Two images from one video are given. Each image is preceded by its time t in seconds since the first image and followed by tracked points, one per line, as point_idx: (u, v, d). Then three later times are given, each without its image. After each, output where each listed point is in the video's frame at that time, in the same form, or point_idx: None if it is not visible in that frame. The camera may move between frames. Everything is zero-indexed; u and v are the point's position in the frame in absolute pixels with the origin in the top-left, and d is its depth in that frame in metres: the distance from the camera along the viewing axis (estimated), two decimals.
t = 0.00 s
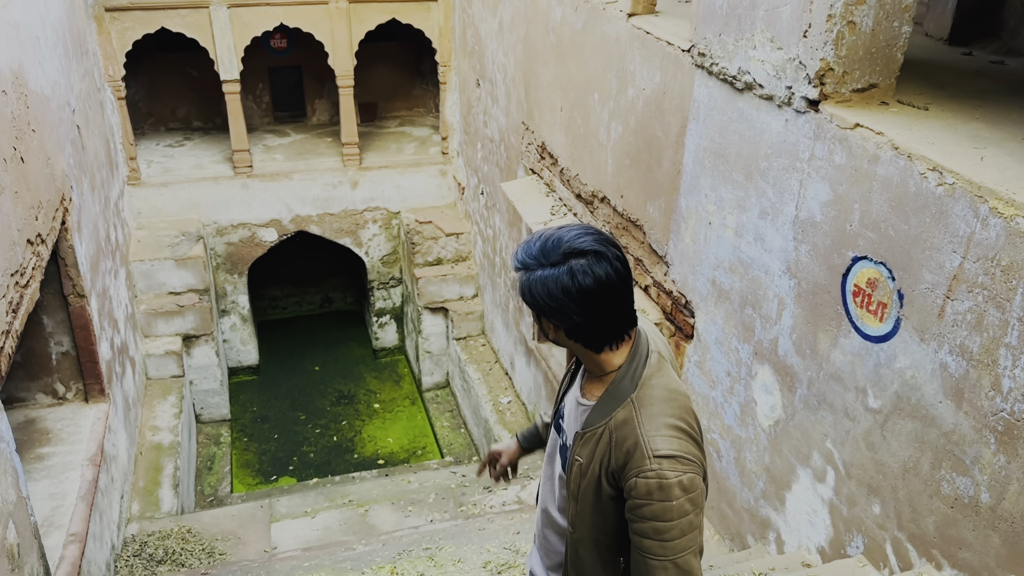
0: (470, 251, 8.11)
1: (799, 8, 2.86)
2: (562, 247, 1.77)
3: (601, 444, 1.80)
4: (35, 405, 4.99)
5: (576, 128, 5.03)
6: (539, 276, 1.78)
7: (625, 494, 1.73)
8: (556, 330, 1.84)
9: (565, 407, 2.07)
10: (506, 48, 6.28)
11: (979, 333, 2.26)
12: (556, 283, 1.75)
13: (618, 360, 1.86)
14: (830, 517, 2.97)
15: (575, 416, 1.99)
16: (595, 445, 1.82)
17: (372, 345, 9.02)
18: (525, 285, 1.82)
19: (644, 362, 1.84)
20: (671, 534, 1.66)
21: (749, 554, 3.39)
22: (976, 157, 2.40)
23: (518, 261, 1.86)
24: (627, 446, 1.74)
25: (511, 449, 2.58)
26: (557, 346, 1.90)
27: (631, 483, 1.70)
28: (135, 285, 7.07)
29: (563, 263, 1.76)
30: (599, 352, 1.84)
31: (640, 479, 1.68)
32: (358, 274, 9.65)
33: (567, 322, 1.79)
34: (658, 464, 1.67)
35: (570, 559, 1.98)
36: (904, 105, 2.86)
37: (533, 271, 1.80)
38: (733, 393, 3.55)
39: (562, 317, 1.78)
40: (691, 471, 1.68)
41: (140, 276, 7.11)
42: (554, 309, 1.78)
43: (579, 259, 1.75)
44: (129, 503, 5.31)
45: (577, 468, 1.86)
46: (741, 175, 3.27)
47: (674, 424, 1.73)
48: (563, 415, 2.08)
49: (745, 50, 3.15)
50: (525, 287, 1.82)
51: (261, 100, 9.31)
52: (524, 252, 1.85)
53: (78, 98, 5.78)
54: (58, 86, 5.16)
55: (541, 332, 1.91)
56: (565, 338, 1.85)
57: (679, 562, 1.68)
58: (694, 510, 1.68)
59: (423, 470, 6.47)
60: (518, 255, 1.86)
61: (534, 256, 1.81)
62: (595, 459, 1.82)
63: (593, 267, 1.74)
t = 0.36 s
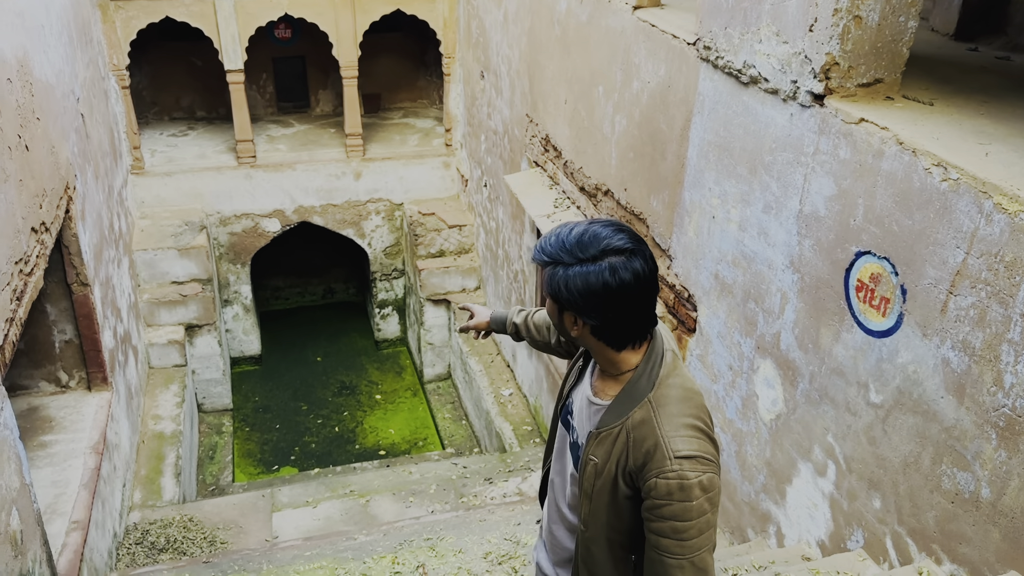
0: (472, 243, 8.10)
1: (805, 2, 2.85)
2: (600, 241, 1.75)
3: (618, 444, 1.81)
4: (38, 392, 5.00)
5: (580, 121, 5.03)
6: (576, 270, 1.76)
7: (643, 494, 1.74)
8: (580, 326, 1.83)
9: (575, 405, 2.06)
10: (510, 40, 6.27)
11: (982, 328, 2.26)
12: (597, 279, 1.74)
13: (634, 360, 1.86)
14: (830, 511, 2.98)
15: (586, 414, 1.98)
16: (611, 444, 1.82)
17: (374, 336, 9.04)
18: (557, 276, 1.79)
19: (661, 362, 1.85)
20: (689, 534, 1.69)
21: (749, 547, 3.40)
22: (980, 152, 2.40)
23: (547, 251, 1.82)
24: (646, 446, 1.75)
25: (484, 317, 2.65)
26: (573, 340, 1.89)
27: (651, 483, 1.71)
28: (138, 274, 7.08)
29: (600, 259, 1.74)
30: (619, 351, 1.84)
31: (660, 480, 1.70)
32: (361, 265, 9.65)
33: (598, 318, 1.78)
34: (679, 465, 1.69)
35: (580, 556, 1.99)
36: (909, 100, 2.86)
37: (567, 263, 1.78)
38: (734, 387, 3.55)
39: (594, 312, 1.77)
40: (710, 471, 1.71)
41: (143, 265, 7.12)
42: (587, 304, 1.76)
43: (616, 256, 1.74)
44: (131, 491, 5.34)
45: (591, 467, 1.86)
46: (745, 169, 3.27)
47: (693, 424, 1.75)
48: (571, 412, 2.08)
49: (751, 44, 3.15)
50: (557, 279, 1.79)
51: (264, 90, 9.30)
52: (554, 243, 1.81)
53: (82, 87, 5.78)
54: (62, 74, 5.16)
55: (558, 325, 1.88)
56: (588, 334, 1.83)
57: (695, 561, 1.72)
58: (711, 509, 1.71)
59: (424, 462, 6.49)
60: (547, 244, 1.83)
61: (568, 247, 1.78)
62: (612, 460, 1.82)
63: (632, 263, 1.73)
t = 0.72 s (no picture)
0: (476, 235, 8.10)
1: None
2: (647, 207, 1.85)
3: (643, 428, 1.79)
4: (43, 381, 5.03)
5: (585, 114, 5.02)
6: (664, 230, 1.82)
7: (672, 474, 1.74)
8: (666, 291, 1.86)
9: (581, 399, 2.02)
10: (515, 33, 6.26)
11: (985, 324, 2.26)
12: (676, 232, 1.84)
13: (652, 344, 1.87)
14: (831, 505, 2.99)
15: (598, 406, 1.95)
16: (635, 430, 1.80)
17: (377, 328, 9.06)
18: (654, 246, 1.80)
19: (675, 345, 1.87)
20: (720, 510, 1.71)
21: (749, 541, 3.41)
22: (985, 149, 2.40)
23: (628, 232, 1.79)
24: (673, 427, 1.74)
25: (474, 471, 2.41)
26: (658, 316, 1.87)
27: (682, 462, 1.71)
28: (142, 264, 7.10)
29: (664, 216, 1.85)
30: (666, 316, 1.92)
31: (692, 457, 1.70)
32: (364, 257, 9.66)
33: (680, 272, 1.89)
34: (710, 441, 1.70)
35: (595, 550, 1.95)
36: (915, 96, 2.86)
37: (655, 229, 1.81)
38: (736, 381, 3.56)
39: (678, 266, 1.86)
40: (736, 446, 1.73)
41: (147, 255, 7.15)
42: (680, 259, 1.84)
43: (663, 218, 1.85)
44: (134, 480, 5.36)
45: (612, 455, 1.84)
46: (749, 164, 3.27)
47: (716, 401, 1.77)
48: (576, 407, 2.03)
49: (757, 38, 3.14)
50: (656, 248, 1.80)
51: (269, 81, 9.30)
52: (626, 223, 1.80)
53: (88, 76, 5.78)
54: (68, 64, 5.16)
55: (649, 310, 1.83)
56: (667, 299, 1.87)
57: (723, 538, 1.73)
58: (738, 484, 1.73)
59: (426, 453, 6.52)
60: (622, 228, 1.79)
61: (638, 221, 1.80)
62: (636, 444, 1.80)
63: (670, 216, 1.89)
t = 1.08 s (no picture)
0: (478, 229, 8.09)
1: None
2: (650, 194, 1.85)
3: (670, 419, 1.79)
4: (45, 372, 5.04)
5: (588, 109, 5.01)
6: (674, 215, 1.82)
7: (705, 460, 1.74)
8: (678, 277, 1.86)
9: (589, 398, 1.98)
10: (519, 26, 6.24)
11: (988, 321, 2.26)
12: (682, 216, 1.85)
13: (664, 333, 1.87)
14: (831, 501, 2.99)
15: (612, 402, 1.91)
16: (662, 421, 1.79)
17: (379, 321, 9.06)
18: (668, 232, 1.80)
19: (687, 334, 1.88)
20: (753, 490, 1.73)
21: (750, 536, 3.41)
22: (990, 145, 2.39)
23: (642, 220, 1.78)
24: (703, 413, 1.75)
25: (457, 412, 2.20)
26: (672, 303, 1.87)
27: (715, 446, 1.72)
28: (144, 256, 7.11)
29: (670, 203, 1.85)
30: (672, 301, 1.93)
31: (726, 441, 1.72)
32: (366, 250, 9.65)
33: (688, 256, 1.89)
34: (740, 423, 1.73)
35: (619, 549, 1.91)
36: (920, 91, 2.85)
37: (666, 216, 1.81)
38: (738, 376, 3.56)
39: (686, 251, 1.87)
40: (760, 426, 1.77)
41: (150, 247, 7.16)
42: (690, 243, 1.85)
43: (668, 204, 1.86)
44: (136, 472, 5.37)
45: (638, 450, 1.81)
46: (752, 159, 3.26)
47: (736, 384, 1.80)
48: (585, 407, 1.98)
49: (761, 33, 3.13)
50: (670, 233, 1.80)
51: (272, 73, 9.29)
52: (637, 210, 1.79)
53: (91, 68, 5.77)
54: (71, 55, 5.16)
55: (665, 298, 1.83)
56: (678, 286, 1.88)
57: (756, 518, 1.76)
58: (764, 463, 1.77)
59: (427, 446, 6.53)
60: (636, 216, 1.78)
61: (649, 208, 1.80)
62: (664, 436, 1.79)
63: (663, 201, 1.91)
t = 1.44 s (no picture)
0: (479, 223, 8.08)
1: None
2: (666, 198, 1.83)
3: (670, 427, 1.77)
4: (45, 363, 5.05)
5: (590, 102, 5.00)
6: (688, 222, 1.81)
7: (707, 469, 1.73)
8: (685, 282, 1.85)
9: (587, 403, 1.97)
10: (522, 19, 6.22)
11: (989, 318, 2.25)
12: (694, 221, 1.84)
13: (665, 338, 1.84)
14: (831, 497, 2.99)
15: (610, 409, 1.90)
16: (662, 430, 1.78)
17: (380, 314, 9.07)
18: (681, 239, 1.79)
19: (686, 339, 1.86)
20: (757, 496, 1.73)
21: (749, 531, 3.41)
22: (993, 141, 2.38)
23: (657, 225, 1.76)
24: (704, 422, 1.73)
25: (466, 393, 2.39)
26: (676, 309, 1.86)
27: (717, 455, 1.71)
28: (145, 248, 7.11)
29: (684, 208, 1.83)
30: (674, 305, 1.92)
31: (727, 450, 1.70)
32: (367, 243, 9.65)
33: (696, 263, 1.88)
34: (742, 431, 1.71)
35: (619, 553, 1.90)
36: (922, 87, 2.84)
37: (679, 221, 1.79)
38: (738, 372, 3.55)
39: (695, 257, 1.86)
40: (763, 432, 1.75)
41: (151, 239, 7.15)
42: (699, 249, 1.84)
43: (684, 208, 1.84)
44: (136, 464, 5.38)
45: (637, 458, 1.80)
46: (754, 154, 3.25)
47: (737, 390, 1.78)
48: (584, 412, 1.97)
49: (764, 27, 3.11)
50: (682, 240, 1.79)
51: (274, 65, 9.27)
52: (652, 214, 1.77)
53: (92, 59, 5.76)
54: (72, 46, 5.15)
55: (673, 304, 1.81)
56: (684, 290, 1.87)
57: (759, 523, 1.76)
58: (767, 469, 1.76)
59: (427, 440, 6.53)
60: (650, 220, 1.76)
61: (665, 213, 1.78)
62: (664, 444, 1.78)
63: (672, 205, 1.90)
